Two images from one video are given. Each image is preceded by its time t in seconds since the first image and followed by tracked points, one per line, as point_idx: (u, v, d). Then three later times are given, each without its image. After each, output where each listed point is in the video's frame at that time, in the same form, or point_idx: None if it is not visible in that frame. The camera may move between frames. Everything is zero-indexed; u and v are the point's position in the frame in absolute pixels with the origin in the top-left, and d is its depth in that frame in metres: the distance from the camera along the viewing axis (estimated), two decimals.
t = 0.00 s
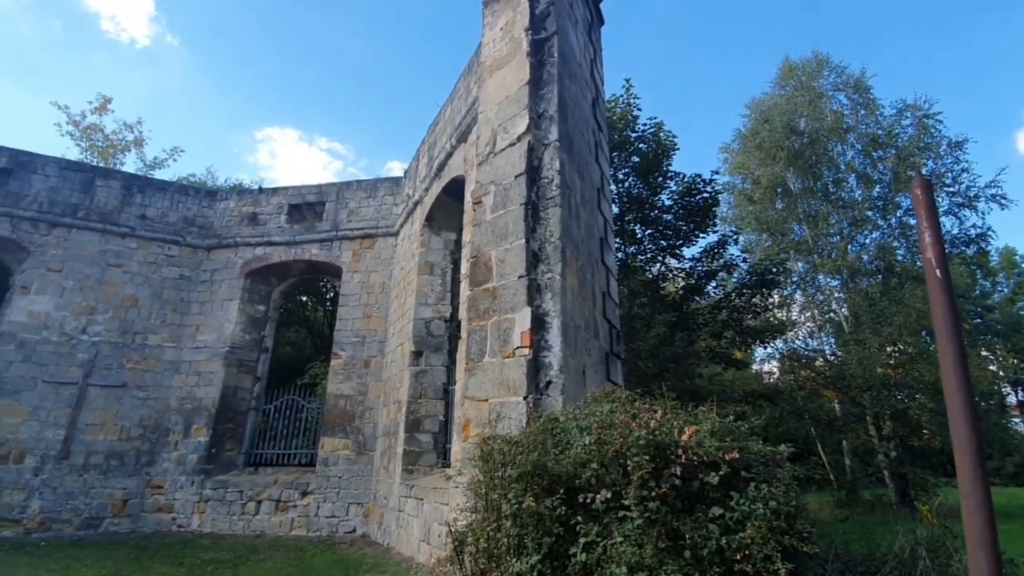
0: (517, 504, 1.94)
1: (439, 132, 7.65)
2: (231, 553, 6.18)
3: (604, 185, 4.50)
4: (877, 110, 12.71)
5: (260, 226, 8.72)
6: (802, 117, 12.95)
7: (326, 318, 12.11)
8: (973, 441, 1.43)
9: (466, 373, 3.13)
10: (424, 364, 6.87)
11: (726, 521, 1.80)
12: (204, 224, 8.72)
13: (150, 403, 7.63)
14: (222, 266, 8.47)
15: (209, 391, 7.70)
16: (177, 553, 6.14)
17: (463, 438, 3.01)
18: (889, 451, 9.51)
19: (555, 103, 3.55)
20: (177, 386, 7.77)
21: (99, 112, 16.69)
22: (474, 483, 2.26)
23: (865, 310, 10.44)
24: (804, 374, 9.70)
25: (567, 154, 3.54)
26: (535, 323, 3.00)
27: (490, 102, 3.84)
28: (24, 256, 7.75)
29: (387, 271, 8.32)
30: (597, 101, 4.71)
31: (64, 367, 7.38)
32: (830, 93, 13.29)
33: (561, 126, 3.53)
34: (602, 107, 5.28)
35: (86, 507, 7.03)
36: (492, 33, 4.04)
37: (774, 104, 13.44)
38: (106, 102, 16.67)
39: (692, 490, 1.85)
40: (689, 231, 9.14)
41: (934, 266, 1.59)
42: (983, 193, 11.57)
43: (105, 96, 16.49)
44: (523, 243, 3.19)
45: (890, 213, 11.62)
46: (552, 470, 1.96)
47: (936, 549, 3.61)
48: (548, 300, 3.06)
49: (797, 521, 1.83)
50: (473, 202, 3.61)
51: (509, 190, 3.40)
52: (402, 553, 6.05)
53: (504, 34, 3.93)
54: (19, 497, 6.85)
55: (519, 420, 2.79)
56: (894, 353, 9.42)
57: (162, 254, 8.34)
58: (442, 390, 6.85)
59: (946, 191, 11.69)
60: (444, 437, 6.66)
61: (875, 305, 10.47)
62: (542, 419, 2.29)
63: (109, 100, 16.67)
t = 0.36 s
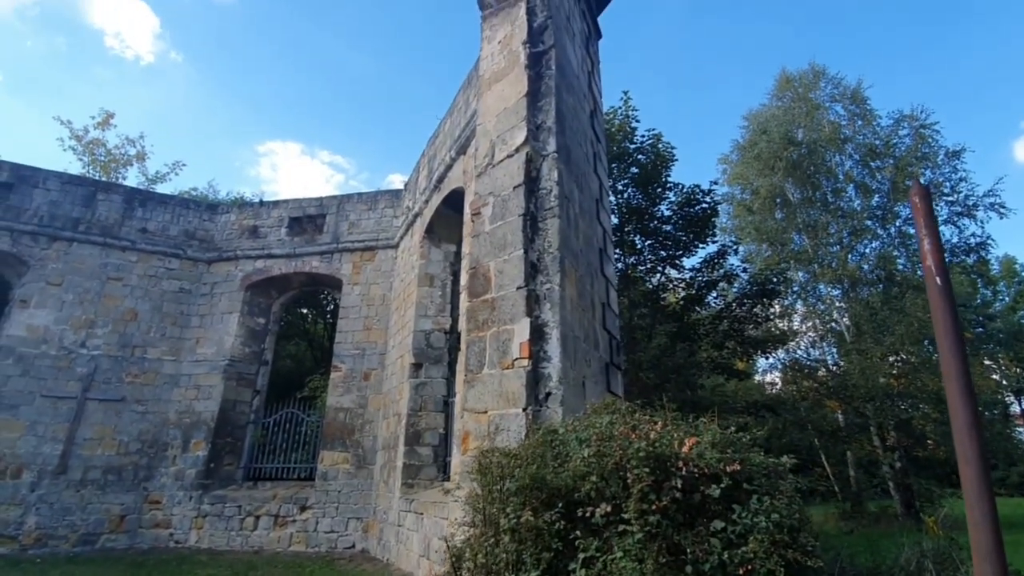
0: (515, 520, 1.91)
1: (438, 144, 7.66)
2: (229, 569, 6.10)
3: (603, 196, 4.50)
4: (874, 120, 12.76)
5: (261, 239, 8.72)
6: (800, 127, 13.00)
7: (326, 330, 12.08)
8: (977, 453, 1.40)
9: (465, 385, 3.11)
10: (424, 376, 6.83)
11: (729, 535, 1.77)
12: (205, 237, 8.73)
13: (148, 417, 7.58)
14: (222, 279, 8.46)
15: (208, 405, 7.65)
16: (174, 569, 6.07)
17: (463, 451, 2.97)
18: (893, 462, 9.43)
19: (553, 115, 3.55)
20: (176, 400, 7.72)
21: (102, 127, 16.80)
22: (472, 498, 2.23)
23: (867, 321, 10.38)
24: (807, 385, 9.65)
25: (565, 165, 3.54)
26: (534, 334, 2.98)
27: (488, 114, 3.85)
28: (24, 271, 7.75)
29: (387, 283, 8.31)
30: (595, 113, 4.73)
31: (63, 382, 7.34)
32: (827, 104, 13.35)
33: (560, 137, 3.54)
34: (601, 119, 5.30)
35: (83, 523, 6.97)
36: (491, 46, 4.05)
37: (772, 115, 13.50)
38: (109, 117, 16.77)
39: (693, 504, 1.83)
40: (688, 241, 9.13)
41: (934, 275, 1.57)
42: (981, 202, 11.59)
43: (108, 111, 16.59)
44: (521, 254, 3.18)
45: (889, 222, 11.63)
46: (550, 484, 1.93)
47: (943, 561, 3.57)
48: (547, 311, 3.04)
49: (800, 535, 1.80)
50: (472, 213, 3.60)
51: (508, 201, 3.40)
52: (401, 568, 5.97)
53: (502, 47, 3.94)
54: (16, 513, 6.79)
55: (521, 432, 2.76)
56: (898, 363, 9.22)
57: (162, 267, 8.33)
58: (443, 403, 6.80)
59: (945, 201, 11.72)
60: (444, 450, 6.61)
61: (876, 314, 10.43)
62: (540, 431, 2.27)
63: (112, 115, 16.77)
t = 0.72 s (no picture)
0: (505, 528, 1.90)
1: (436, 150, 7.67)
2: None
3: (599, 202, 4.50)
4: (871, 124, 12.79)
5: (260, 246, 8.73)
6: (798, 132, 13.02)
7: (326, 336, 12.08)
8: (964, 461, 1.40)
9: (460, 392, 3.10)
10: (422, 383, 6.82)
11: (718, 543, 1.75)
12: (204, 244, 8.73)
13: (146, 424, 7.56)
14: (221, 286, 8.46)
15: (207, 412, 7.63)
16: None
17: (457, 458, 2.96)
18: (895, 466, 9.30)
19: (547, 121, 3.56)
20: (174, 407, 7.71)
21: (102, 135, 16.84)
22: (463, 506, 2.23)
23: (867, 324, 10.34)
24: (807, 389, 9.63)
25: (559, 171, 3.54)
26: (528, 340, 2.98)
27: (483, 120, 3.85)
28: (23, 278, 7.74)
29: (386, 288, 8.31)
30: (591, 119, 4.74)
31: (61, 389, 7.33)
32: (824, 109, 13.38)
33: (553, 143, 3.54)
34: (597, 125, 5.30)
35: (80, 531, 6.94)
36: (485, 54, 4.06)
37: (769, 120, 13.53)
38: (109, 125, 16.82)
39: (683, 511, 1.82)
40: (686, 246, 9.14)
41: (920, 281, 1.57)
42: (979, 206, 11.61)
43: (108, 119, 16.64)
44: (515, 260, 3.18)
45: (887, 226, 11.64)
46: (539, 493, 1.93)
47: (941, 566, 3.56)
48: (541, 317, 3.04)
49: (790, 543, 1.79)
50: (466, 220, 3.61)
51: (502, 207, 3.40)
52: None
53: (497, 54, 3.95)
54: (13, 521, 6.76)
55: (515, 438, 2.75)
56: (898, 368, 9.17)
57: (161, 274, 8.33)
58: (441, 409, 6.78)
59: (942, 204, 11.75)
60: (442, 457, 6.58)
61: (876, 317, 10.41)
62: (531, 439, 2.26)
63: (112, 123, 16.82)
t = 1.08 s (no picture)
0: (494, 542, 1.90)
1: (434, 162, 7.70)
2: None
3: (594, 213, 4.53)
4: (867, 134, 12.85)
5: (259, 257, 8.75)
6: (795, 141, 13.08)
7: (325, 346, 12.08)
8: (947, 470, 1.40)
9: (454, 403, 3.11)
10: (420, 394, 6.83)
11: (706, 557, 1.75)
12: (203, 255, 8.75)
13: (144, 436, 7.54)
14: (220, 297, 8.47)
15: (205, 423, 7.62)
16: None
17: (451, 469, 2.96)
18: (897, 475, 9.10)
19: (541, 134, 3.59)
20: (172, 419, 7.69)
21: (102, 148, 16.93)
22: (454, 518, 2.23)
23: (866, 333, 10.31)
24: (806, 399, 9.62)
25: (553, 183, 3.57)
26: (522, 351, 2.98)
27: (478, 133, 3.88)
28: (22, 290, 7.75)
29: (384, 299, 8.32)
30: (585, 131, 4.78)
31: (59, 402, 7.32)
32: (820, 118, 13.45)
33: (547, 155, 3.57)
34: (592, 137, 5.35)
35: (76, 544, 6.91)
36: (481, 68, 4.10)
37: (766, 130, 13.59)
38: (110, 138, 16.92)
39: (672, 524, 1.82)
40: (683, 256, 9.16)
41: (902, 292, 1.59)
42: (975, 214, 11.63)
43: (109, 132, 16.74)
44: (509, 272, 3.19)
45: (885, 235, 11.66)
46: (528, 506, 1.93)
47: None
48: (535, 329, 3.05)
49: (778, 555, 1.79)
50: (461, 231, 3.63)
51: (496, 220, 3.42)
52: None
53: (491, 68, 3.99)
54: (9, 535, 6.73)
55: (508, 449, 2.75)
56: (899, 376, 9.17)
57: (160, 285, 8.35)
58: (438, 419, 6.77)
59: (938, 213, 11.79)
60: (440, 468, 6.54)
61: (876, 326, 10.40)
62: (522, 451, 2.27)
63: (113, 136, 16.92)
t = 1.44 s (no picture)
0: (489, 555, 1.90)
1: (434, 173, 7.74)
2: None
3: (591, 224, 4.54)
4: (865, 143, 12.88)
5: (260, 268, 8.77)
6: (793, 152, 13.13)
7: (325, 357, 12.07)
8: (940, 484, 1.40)
9: (452, 415, 3.11)
10: (419, 405, 6.82)
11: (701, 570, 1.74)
12: (204, 267, 8.77)
13: (143, 449, 7.52)
14: (220, 308, 8.48)
15: (204, 435, 7.60)
16: None
17: (449, 481, 2.95)
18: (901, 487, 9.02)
19: (538, 146, 3.61)
20: (172, 431, 7.67)
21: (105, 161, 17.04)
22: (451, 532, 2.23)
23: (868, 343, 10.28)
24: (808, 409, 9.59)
25: (550, 195, 3.58)
26: (519, 363, 2.99)
27: (476, 146, 3.91)
28: (23, 302, 7.77)
29: (384, 310, 8.32)
30: (583, 143, 4.81)
31: (58, 414, 7.31)
32: (818, 128, 13.50)
33: (544, 167, 3.58)
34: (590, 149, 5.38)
35: (74, 558, 6.86)
36: (478, 81, 4.14)
37: (764, 141, 13.65)
38: (113, 151, 17.03)
39: (667, 537, 1.82)
40: (682, 266, 9.16)
41: (892, 305, 1.59)
42: (974, 223, 11.63)
43: (113, 145, 16.86)
44: (506, 283, 3.20)
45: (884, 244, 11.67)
46: (523, 519, 1.93)
47: None
48: (532, 340, 3.05)
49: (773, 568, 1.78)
50: (459, 243, 3.64)
51: (493, 231, 3.43)
52: None
53: (489, 82, 4.02)
54: (6, 549, 6.69)
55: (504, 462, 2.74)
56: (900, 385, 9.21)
57: (161, 297, 8.37)
58: (438, 430, 6.75)
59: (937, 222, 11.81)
60: (440, 480, 6.50)
61: (876, 336, 10.38)
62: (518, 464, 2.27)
63: (116, 149, 17.04)
